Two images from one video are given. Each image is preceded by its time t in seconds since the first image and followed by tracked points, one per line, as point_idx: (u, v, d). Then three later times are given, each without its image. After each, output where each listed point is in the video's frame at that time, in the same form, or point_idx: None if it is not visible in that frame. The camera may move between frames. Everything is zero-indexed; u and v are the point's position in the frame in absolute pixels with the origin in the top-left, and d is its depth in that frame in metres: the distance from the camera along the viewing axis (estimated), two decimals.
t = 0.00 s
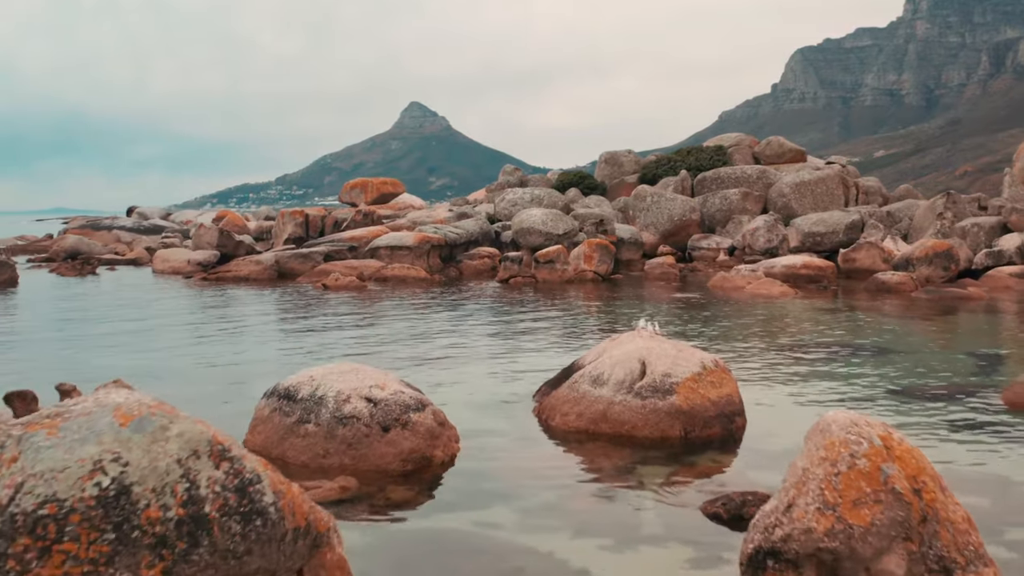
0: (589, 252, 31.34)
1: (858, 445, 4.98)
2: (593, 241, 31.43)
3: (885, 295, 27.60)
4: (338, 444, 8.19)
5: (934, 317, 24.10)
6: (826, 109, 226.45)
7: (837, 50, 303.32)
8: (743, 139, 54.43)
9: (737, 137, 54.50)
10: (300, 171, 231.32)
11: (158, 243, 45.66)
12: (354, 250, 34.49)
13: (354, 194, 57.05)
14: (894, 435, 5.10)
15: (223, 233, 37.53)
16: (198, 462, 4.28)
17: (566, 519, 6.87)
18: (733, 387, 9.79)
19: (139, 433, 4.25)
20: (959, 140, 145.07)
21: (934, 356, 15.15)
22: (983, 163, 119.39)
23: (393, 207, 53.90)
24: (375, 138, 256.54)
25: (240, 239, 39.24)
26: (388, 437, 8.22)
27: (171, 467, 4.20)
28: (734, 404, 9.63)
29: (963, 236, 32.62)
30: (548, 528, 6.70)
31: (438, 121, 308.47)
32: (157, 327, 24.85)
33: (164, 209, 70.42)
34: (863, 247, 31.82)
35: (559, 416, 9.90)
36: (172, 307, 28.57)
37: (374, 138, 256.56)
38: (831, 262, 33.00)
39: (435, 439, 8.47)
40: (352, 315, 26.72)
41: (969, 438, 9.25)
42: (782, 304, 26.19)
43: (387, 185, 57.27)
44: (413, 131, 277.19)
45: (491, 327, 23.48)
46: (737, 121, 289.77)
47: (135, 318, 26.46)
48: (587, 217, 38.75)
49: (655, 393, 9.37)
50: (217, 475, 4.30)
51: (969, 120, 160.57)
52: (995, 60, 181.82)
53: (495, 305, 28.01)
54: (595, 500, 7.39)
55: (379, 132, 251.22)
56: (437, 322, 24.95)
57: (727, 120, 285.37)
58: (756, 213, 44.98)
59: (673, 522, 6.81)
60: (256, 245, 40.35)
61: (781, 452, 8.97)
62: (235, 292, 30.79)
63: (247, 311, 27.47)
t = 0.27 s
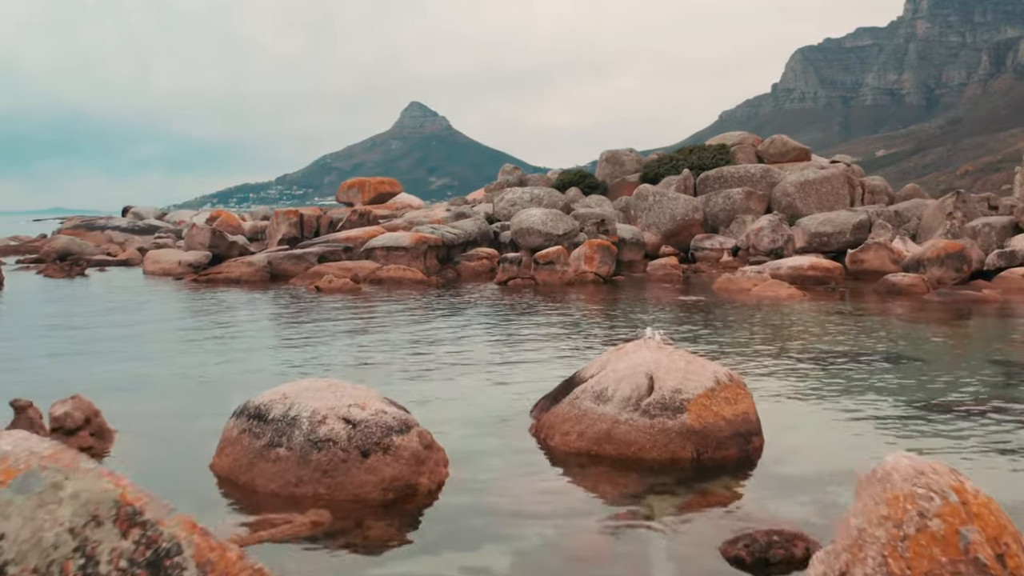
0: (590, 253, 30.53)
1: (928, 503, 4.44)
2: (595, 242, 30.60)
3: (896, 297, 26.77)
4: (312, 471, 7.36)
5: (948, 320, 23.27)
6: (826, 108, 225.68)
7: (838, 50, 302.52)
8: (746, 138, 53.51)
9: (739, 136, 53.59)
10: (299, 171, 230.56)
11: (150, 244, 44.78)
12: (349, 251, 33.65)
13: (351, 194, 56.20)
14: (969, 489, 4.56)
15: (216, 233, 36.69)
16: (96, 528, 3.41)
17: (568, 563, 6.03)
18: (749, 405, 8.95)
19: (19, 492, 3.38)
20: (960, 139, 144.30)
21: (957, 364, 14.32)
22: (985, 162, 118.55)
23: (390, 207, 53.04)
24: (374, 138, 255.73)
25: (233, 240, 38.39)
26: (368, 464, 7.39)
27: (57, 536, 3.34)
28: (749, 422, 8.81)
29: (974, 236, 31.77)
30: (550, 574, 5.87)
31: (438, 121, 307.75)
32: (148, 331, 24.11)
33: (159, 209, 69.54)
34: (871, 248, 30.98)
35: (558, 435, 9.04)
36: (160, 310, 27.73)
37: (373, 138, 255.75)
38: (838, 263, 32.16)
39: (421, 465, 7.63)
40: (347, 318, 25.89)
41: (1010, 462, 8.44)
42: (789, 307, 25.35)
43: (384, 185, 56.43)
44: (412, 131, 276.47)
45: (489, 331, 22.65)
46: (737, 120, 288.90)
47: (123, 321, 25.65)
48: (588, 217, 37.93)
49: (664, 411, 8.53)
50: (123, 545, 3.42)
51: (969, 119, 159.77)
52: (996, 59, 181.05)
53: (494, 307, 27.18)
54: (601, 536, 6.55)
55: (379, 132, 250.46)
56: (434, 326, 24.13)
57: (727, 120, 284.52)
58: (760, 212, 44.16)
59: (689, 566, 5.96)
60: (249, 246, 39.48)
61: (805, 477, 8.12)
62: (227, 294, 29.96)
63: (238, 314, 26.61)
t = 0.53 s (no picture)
0: (590, 254, 29.62)
1: None
2: (596, 242, 29.69)
3: (907, 301, 25.89)
4: (277, 507, 6.50)
5: (963, 325, 22.40)
6: (826, 108, 224.91)
7: (837, 49, 301.69)
8: (749, 137, 52.57)
9: (742, 134, 52.63)
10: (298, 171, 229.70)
11: (141, 245, 43.89)
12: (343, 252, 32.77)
13: (347, 193, 55.28)
14: None
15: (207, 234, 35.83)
16: None
17: None
18: (768, 426, 8.07)
19: None
20: (961, 139, 143.49)
21: (982, 375, 13.45)
22: (987, 161, 117.72)
23: (387, 207, 52.13)
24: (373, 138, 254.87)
25: (225, 241, 37.54)
26: (341, 499, 6.52)
27: None
28: (769, 446, 7.94)
29: (985, 237, 30.82)
30: None
31: (437, 121, 307.20)
32: (134, 336, 23.28)
33: (151, 208, 68.60)
34: (880, 249, 30.09)
35: (557, 461, 8.15)
36: (146, 313, 26.82)
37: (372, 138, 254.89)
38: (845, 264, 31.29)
39: (402, 500, 6.77)
40: (339, 323, 25.04)
41: None
42: (797, 310, 24.49)
43: (381, 184, 55.51)
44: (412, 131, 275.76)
45: (487, 336, 21.80)
46: (737, 120, 288.11)
47: (108, 326, 24.79)
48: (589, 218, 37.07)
49: (675, 435, 7.65)
50: None
51: (970, 119, 158.96)
52: (996, 59, 180.27)
53: (492, 311, 26.33)
54: None
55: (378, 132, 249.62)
56: (429, 331, 23.27)
57: (727, 120, 283.73)
58: (763, 213, 43.32)
59: None
60: (242, 247, 38.59)
61: (833, 511, 7.25)
62: (217, 297, 29.09)
63: (226, 318, 25.72)
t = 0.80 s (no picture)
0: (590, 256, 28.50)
1: None
2: (596, 245, 28.63)
3: (921, 305, 24.87)
4: (220, 569, 5.46)
5: (982, 332, 21.36)
6: (826, 109, 223.86)
7: (838, 50, 300.57)
8: (753, 136, 51.41)
9: (746, 133, 51.46)
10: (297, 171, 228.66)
11: (130, 246, 42.88)
12: (336, 254, 31.74)
13: (344, 194, 54.25)
14: None
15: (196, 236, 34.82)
16: None
17: None
18: (797, 462, 7.02)
19: None
20: (961, 140, 142.48)
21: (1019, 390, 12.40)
22: (990, 161, 116.66)
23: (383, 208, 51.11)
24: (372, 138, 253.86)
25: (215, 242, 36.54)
26: (296, 561, 5.50)
27: None
28: (798, 486, 6.89)
29: (1000, 239, 29.72)
30: None
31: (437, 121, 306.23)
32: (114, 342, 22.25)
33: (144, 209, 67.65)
34: (891, 251, 29.06)
35: (555, 502, 7.11)
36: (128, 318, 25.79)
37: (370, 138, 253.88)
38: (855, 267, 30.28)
39: (369, 560, 5.74)
40: (329, 327, 24.01)
41: None
42: (808, 316, 23.47)
43: (378, 185, 54.49)
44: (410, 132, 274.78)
45: (482, 342, 20.78)
46: (736, 121, 287.08)
47: (89, 330, 23.78)
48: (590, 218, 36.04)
49: (693, 475, 6.59)
50: None
51: (969, 121, 157.92)
52: (997, 59, 179.29)
53: (488, 316, 25.31)
54: None
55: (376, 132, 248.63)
56: (423, 336, 22.24)
57: (727, 121, 282.72)
58: (768, 213, 42.33)
59: None
60: (233, 249, 37.60)
61: (877, 569, 6.22)
62: (204, 300, 28.08)
63: (211, 323, 24.70)
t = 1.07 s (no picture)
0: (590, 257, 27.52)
1: None
2: (597, 247, 27.53)
3: (935, 310, 23.94)
4: None
5: (1001, 339, 20.42)
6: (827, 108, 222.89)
7: (838, 49, 299.38)
8: (757, 135, 50.38)
9: (750, 132, 50.43)
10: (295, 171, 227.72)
11: (121, 248, 41.95)
12: (329, 257, 30.80)
13: (340, 194, 53.31)
14: None
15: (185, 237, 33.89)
16: None
17: None
18: (831, 505, 6.08)
19: None
20: (962, 139, 141.54)
21: None
22: (991, 160, 115.66)
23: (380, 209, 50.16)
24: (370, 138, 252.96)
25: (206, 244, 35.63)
26: None
27: None
28: (833, 533, 5.96)
29: (1015, 240, 28.69)
30: None
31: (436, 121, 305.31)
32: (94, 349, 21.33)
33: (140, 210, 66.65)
34: (902, 253, 28.13)
35: (553, 552, 6.19)
36: (112, 323, 24.87)
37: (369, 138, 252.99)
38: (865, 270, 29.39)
39: None
40: (320, 331, 23.10)
41: None
42: (818, 321, 22.53)
43: (375, 185, 53.55)
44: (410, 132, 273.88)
45: (478, 349, 19.84)
46: (736, 121, 286.11)
47: (70, 337, 22.89)
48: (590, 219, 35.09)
49: (713, 525, 5.65)
50: None
51: (970, 121, 156.94)
52: (997, 59, 178.30)
53: (486, 320, 24.39)
54: None
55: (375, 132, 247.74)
56: (417, 342, 21.32)
57: (727, 121, 281.75)
58: (773, 215, 41.48)
59: None
60: (225, 250, 36.68)
61: None
62: (192, 304, 27.15)
63: (197, 328, 23.77)
